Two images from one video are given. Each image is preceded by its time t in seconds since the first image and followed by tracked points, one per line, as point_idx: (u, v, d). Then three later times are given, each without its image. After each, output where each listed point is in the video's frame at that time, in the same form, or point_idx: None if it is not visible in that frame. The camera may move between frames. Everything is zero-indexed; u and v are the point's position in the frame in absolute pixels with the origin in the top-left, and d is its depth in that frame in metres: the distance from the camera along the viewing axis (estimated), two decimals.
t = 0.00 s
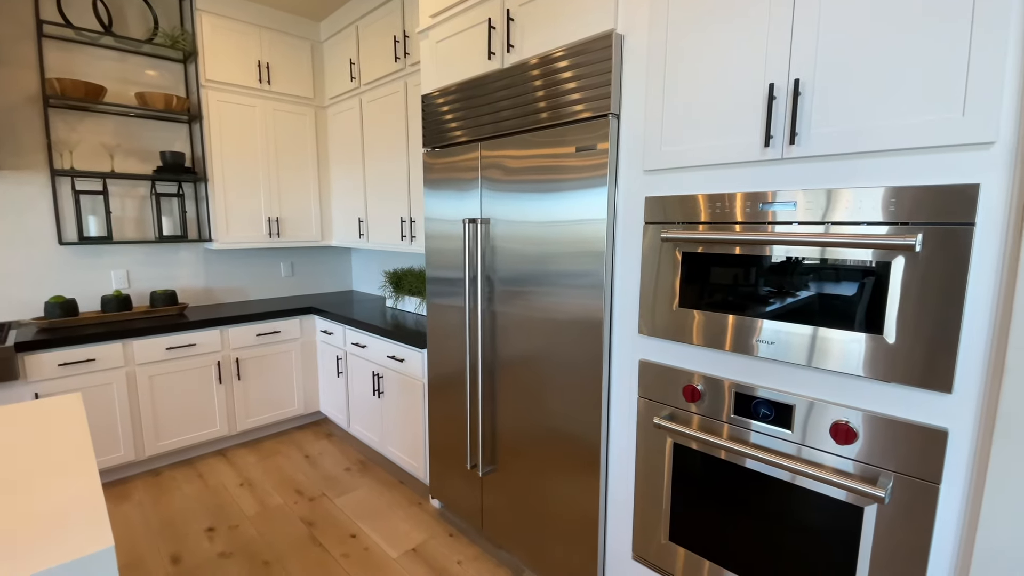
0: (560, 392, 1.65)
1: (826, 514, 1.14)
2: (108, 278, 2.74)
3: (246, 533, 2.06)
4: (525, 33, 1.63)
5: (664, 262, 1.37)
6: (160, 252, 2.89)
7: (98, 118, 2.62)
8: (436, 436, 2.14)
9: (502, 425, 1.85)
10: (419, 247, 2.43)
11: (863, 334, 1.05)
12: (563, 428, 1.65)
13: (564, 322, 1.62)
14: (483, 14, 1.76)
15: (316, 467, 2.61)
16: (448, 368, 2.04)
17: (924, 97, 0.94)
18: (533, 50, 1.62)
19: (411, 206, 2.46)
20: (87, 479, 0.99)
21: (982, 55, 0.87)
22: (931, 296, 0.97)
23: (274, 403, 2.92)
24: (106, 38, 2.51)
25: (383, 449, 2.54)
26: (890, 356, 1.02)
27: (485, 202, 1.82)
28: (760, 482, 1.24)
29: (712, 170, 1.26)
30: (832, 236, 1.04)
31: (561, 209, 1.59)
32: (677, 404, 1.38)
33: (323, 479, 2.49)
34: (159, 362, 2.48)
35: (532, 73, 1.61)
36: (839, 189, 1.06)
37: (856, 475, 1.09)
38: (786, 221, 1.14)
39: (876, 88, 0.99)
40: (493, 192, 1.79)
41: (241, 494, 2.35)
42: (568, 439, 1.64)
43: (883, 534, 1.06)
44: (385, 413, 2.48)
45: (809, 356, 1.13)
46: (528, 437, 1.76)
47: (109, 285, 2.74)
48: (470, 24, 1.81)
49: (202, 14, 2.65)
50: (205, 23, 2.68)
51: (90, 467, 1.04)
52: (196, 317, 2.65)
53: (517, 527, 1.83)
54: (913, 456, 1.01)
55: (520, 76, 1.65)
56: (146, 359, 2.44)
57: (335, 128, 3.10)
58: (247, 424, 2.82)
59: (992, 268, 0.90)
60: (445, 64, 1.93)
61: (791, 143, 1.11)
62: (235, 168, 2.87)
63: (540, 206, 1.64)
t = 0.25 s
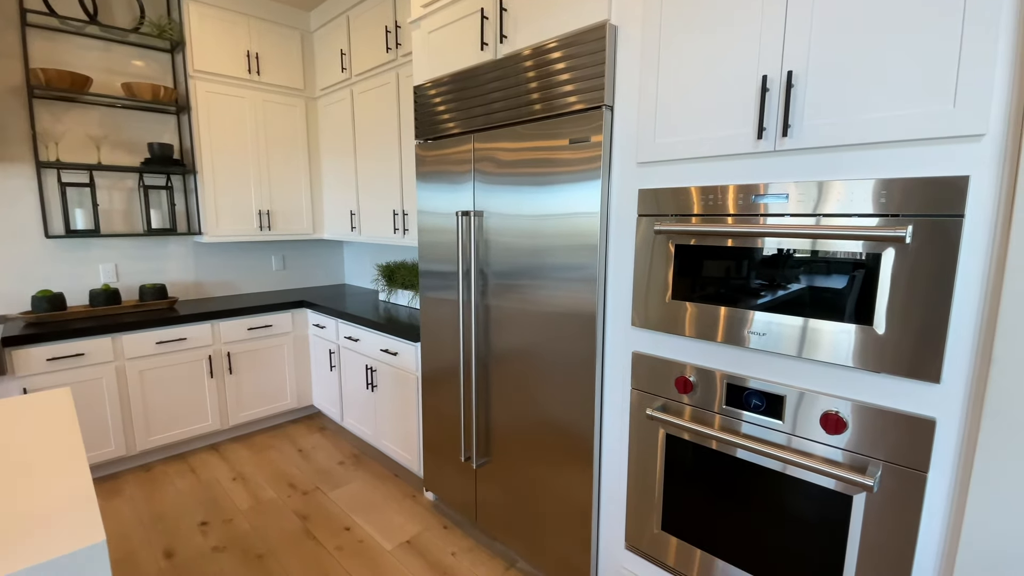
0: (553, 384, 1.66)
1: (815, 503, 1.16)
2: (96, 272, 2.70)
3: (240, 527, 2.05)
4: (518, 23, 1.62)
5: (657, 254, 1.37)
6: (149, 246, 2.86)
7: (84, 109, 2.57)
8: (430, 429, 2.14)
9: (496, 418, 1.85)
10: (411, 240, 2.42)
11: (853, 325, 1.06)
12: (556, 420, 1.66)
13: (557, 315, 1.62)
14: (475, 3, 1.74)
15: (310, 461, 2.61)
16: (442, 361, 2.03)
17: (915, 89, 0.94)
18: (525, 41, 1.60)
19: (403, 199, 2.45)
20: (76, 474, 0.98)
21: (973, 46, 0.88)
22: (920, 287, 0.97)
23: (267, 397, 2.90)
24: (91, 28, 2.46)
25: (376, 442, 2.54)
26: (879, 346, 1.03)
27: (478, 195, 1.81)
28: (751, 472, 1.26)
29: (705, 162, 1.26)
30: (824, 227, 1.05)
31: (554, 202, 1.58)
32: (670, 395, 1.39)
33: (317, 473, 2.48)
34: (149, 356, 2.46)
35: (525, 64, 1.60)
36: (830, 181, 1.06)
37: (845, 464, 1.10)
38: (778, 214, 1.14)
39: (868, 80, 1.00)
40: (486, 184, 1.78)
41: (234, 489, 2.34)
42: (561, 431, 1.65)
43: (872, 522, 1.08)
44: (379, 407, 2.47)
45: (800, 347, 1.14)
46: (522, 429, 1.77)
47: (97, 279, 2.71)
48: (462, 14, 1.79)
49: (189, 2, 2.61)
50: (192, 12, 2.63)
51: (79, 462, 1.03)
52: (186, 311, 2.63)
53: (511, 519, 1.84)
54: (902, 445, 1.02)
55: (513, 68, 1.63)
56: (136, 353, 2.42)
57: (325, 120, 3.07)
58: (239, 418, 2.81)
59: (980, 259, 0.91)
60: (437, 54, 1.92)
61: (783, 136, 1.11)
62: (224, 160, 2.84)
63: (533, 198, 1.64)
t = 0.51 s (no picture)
0: (545, 375, 1.66)
1: (804, 490, 1.17)
2: (83, 264, 2.67)
3: (233, 520, 2.05)
4: (510, 12, 1.60)
5: (649, 246, 1.38)
6: (136, 238, 2.82)
7: (68, 98, 2.52)
8: (423, 421, 2.14)
9: (489, 410, 1.86)
10: (404, 232, 2.41)
11: (843, 315, 1.07)
12: (549, 411, 1.67)
13: (550, 306, 1.62)
14: None
15: (303, 454, 2.60)
16: (435, 354, 2.03)
17: (905, 79, 0.95)
18: (518, 30, 1.59)
19: (395, 191, 2.43)
20: (65, 467, 0.97)
21: (963, 36, 0.88)
22: (908, 277, 0.98)
23: (258, 391, 2.89)
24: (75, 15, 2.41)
25: (370, 435, 2.54)
26: (868, 335, 1.04)
27: (470, 187, 1.80)
28: (741, 460, 1.27)
29: (697, 153, 1.26)
30: (814, 218, 1.05)
31: (547, 193, 1.58)
32: (661, 386, 1.40)
33: (310, 466, 2.48)
34: (139, 350, 2.44)
35: (517, 54, 1.58)
36: (821, 171, 1.07)
37: (833, 452, 1.11)
38: (770, 204, 1.14)
39: (859, 70, 1.00)
40: (478, 176, 1.77)
41: (227, 482, 2.33)
42: (554, 422, 1.66)
43: (859, 508, 1.09)
44: (371, 399, 2.47)
45: (790, 337, 1.15)
46: (515, 421, 1.77)
47: (85, 271, 2.68)
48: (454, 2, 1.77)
49: None
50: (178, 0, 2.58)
51: (68, 455, 1.02)
52: (176, 304, 2.61)
53: (504, 509, 1.85)
54: (889, 433, 1.04)
55: (505, 58, 1.62)
56: (125, 347, 2.39)
57: (316, 110, 3.04)
58: (231, 411, 2.80)
59: (968, 248, 0.92)
60: (428, 44, 1.90)
61: (775, 126, 1.11)
62: (212, 151, 2.80)
63: (526, 190, 1.63)
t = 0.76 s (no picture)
0: (538, 368, 1.66)
1: (794, 479, 1.18)
2: (71, 258, 2.64)
3: (226, 514, 2.04)
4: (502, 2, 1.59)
5: (642, 238, 1.38)
6: (125, 231, 2.79)
7: (54, 89, 2.48)
8: (417, 414, 2.14)
9: (483, 403, 1.86)
10: (396, 225, 2.40)
11: (834, 307, 1.07)
12: (542, 403, 1.67)
13: (543, 299, 1.62)
14: None
15: (296, 448, 2.60)
16: (428, 347, 2.03)
17: (897, 69, 0.95)
18: (510, 21, 1.58)
19: (387, 183, 2.42)
20: (54, 461, 0.96)
21: (953, 25, 0.88)
22: (898, 268, 0.99)
23: (251, 385, 2.88)
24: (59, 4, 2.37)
25: (363, 429, 2.54)
26: (859, 326, 1.04)
27: (463, 179, 1.79)
28: (733, 451, 1.28)
29: (690, 144, 1.25)
30: (806, 210, 1.05)
31: (540, 185, 1.57)
32: (654, 377, 1.40)
33: (304, 459, 2.48)
34: (129, 344, 2.42)
35: (509, 44, 1.57)
36: (812, 163, 1.07)
37: (823, 442, 1.12)
38: (762, 196, 1.14)
39: (851, 60, 1.00)
40: (470, 168, 1.76)
41: (220, 476, 2.33)
42: (547, 414, 1.66)
43: (849, 497, 1.10)
44: (365, 393, 2.47)
45: (782, 329, 1.15)
46: (509, 413, 1.77)
47: (73, 265, 2.65)
48: None
49: None
50: None
51: (58, 449, 1.01)
52: (166, 298, 2.58)
53: (498, 501, 1.86)
54: (878, 422, 1.05)
55: (497, 48, 1.61)
56: (114, 341, 2.37)
57: (306, 102, 3.01)
58: (223, 406, 2.79)
59: (957, 238, 0.93)
60: (420, 34, 1.88)
61: (768, 118, 1.11)
62: (202, 144, 2.77)
63: (519, 182, 1.62)
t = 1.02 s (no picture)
0: (532, 361, 1.67)
1: (784, 469, 1.20)
2: (59, 253, 2.60)
3: (219, 510, 2.04)
4: None
5: (635, 232, 1.38)
6: (114, 226, 2.76)
7: (39, 81, 2.44)
8: (411, 409, 2.14)
9: (477, 397, 1.86)
10: (389, 219, 2.38)
11: (824, 300, 1.08)
12: (535, 396, 1.67)
13: (536, 292, 1.62)
14: None
15: (290, 443, 2.59)
16: (421, 341, 2.03)
17: (888, 63, 0.95)
18: (503, 12, 1.56)
19: (380, 176, 2.40)
20: (42, 457, 0.96)
21: (943, 18, 0.88)
22: (888, 261, 1.00)
23: (243, 381, 2.87)
24: None
25: (357, 423, 2.54)
26: (848, 319, 1.05)
27: (456, 172, 1.79)
28: (724, 442, 1.29)
29: (683, 138, 1.26)
30: (798, 203, 1.06)
31: (533, 179, 1.57)
32: (646, 370, 1.41)
33: (297, 454, 2.47)
34: (119, 340, 2.40)
35: (502, 36, 1.56)
36: (804, 156, 1.07)
37: (813, 432, 1.13)
38: (754, 189, 1.15)
39: (843, 53, 1.00)
40: (463, 162, 1.75)
41: (213, 472, 2.32)
42: (540, 407, 1.67)
43: (837, 486, 1.12)
44: (359, 388, 2.46)
45: (773, 322, 1.16)
46: (502, 407, 1.78)
47: (61, 260, 2.61)
48: None
49: None
50: None
51: (47, 445, 1.01)
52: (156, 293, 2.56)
53: (492, 494, 1.87)
54: (868, 413, 1.06)
55: (490, 40, 1.59)
56: (104, 337, 2.35)
57: (297, 94, 2.97)
58: (216, 401, 2.77)
59: (945, 230, 0.94)
60: (411, 26, 1.86)
61: (760, 111, 1.11)
62: (191, 137, 2.74)
63: (511, 175, 1.62)
